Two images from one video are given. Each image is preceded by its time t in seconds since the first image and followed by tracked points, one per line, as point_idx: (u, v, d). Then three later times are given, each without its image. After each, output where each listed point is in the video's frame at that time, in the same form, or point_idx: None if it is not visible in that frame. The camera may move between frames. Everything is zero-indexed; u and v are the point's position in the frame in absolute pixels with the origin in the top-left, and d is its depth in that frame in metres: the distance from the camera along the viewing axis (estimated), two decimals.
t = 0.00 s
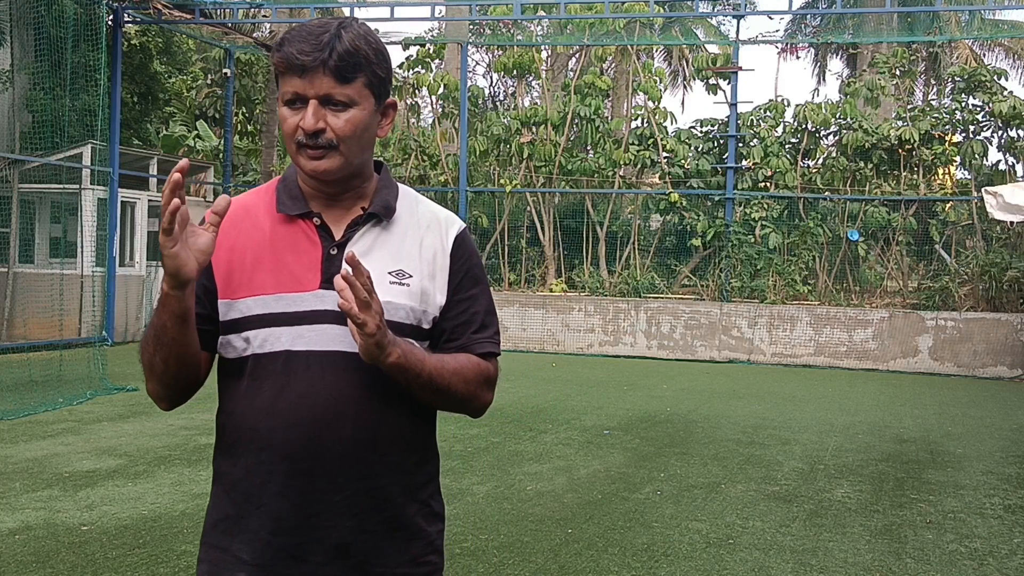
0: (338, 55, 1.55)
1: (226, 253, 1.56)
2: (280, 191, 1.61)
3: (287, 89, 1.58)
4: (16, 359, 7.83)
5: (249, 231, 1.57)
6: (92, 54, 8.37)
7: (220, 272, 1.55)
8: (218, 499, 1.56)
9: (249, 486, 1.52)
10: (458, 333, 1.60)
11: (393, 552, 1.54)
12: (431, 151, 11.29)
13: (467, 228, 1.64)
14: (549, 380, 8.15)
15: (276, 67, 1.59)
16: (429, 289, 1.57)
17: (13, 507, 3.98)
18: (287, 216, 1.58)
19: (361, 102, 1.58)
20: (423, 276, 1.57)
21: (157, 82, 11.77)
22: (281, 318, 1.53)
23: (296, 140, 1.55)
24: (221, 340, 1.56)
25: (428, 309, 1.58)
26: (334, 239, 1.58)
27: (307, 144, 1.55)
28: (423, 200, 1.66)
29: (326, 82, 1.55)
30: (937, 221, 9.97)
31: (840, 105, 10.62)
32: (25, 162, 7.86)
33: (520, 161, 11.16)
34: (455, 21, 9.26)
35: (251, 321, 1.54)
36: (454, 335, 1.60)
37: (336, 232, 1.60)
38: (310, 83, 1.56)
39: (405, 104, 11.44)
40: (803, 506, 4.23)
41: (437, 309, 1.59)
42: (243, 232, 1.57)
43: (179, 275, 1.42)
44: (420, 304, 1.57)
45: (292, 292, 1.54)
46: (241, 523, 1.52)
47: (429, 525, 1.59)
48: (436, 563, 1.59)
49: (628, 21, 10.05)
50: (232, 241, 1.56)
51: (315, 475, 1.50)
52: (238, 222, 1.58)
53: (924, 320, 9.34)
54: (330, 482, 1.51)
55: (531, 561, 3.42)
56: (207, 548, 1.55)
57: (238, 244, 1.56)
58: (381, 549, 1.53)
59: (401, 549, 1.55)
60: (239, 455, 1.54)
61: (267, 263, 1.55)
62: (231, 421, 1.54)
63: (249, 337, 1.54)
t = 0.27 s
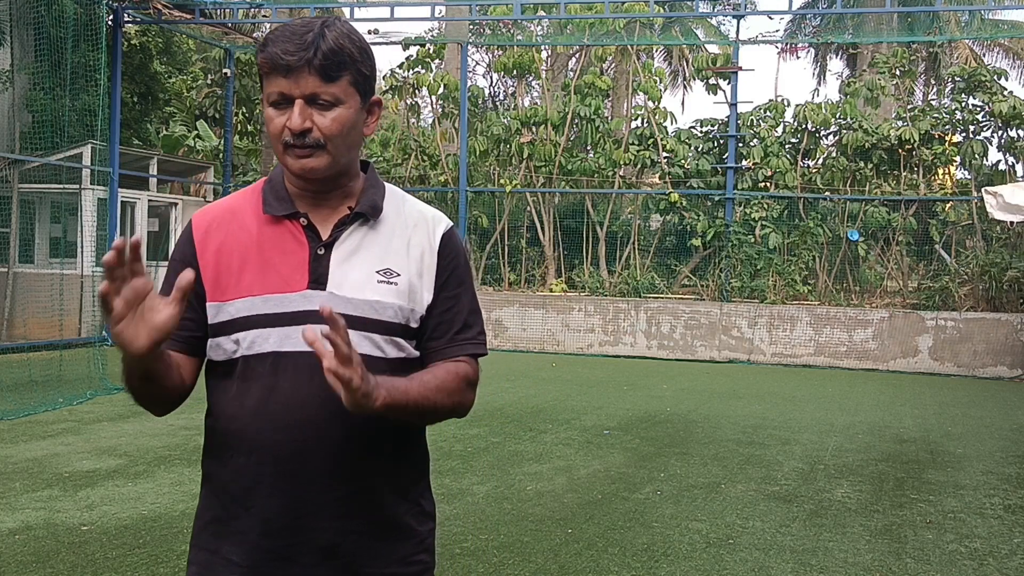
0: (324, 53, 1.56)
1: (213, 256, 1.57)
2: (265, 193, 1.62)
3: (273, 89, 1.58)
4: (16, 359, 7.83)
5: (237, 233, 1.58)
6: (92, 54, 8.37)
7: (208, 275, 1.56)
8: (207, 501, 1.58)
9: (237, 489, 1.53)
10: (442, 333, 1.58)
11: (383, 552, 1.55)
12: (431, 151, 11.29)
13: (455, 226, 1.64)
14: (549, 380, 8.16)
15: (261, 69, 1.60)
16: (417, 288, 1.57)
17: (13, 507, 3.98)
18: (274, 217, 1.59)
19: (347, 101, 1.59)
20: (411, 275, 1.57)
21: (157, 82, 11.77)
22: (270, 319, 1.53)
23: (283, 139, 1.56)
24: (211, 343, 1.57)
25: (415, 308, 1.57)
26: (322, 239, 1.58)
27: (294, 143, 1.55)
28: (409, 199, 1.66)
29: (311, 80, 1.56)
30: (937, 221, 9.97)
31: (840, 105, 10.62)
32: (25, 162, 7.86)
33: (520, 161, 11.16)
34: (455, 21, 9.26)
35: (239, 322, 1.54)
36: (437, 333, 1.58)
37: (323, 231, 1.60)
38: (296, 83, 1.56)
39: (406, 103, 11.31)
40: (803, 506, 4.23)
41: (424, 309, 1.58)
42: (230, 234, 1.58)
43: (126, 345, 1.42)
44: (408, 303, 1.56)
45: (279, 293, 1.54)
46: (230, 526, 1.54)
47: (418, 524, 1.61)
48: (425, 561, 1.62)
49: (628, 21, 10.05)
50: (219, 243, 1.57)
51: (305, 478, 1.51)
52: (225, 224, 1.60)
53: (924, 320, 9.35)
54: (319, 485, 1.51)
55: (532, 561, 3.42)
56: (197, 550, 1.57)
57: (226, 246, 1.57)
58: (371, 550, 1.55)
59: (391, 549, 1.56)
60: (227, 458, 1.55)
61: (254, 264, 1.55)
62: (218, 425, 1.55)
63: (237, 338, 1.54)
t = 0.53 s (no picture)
0: (328, 38, 1.62)
1: (200, 257, 1.58)
2: (253, 194, 1.63)
3: (275, 73, 1.62)
4: (16, 359, 7.84)
5: (224, 234, 1.59)
6: (92, 54, 8.37)
7: (196, 276, 1.57)
8: (195, 502, 1.58)
9: (225, 490, 1.54)
10: (429, 334, 1.60)
11: (372, 553, 1.56)
12: (431, 151, 11.29)
13: (442, 227, 1.66)
14: (549, 380, 8.16)
15: (262, 55, 1.64)
16: (403, 289, 1.58)
17: (12, 507, 3.98)
18: (262, 217, 1.60)
19: (346, 87, 1.64)
20: (399, 275, 1.58)
21: (157, 82, 11.78)
22: (257, 318, 1.54)
23: (286, 119, 1.58)
24: (199, 344, 1.58)
25: (403, 309, 1.58)
26: (309, 239, 1.59)
27: (297, 122, 1.58)
28: (397, 200, 1.67)
29: (315, 63, 1.61)
30: (937, 221, 9.97)
31: (840, 105, 10.62)
32: (26, 161, 7.88)
33: (520, 161, 11.16)
34: (455, 21, 9.27)
35: (226, 323, 1.56)
36: (424, 335, 1.60)
37: (311, 230, 1.61)
38: (300, 66, 1.61)
39: (406, 103, 11.42)
40: (803, 506, 4.24)
41: (411, 310, 1.60)
42: (217, 236, 1.59)
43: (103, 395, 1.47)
44: (395, 304, 1.57)
45: (266, 293, 1.55)
46: (218, 526, 1.54)
47: (408, 526, 1.61)
48: (415, 563, 1.61)
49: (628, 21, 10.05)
50: (206, 244, 1.59)
51: (291, 477, 1.52)
52: (213, 225, 1.61)
53: (924, 320, 9.35)
54: (306, 484, 1.52)
55: (531, 561, 3.42)
56: (185, 552, 1.58)
57: (212, 248, 1.58)
58: (359, 551, 1.55)
59: (380, 551, 1.56)
60: (215, 460, 1.55)
61: (241, 265, 1.57)
62: (205, 427, 1.56)
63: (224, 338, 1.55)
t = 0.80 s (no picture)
0: (338, 37, 1.65)
1: (193, 257, 1.58)
2: (247, 193, 1.63)
3: (282, 66, 1.63)
4: (16, 359, 7.84)
5: (216, 234, 1.59)
6: (92, 54, 8.37)
7: (189, 276, 1.57)
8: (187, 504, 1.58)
9: (217, 490, 1.54)
10: (423, 335, 1.60)
11: (366, 553, 1.56)
12: (431, 151, 11.29)
13: (435, 228, 1.67)
14: (549, 380, 8.15)
15: (269, 48, 1.65)
16: (397, 289, 1.59)
17: (12, 507, 3.98)
18: (255, 216, 1.60)
19: (350, 87, 1.66)
20: (392, 275, 1.58)
21: (157, 82, 11.78)
22: (249, 318, 1.54)
23: (294, 112, 1.60)
24: (192, 344, 1.59)
25: (396, 309, 1.59)
26: (302, 238, 1.59)
27: (305, 115, 1.59)
28: (389, 200, 1.67)
29: (324, 59, 1.63)
30: (937, 221, 9.98)
31: (840, 105, 10.61)
32: (26, 161, 7.89)
33: (520, 161, 11.15)
34: (455, 21, 9.27)
35: (219, 322, 1.55)
36: (418, 335, 1.60)
37: (304, 231, 1.61)
38: (308, 60, 1.63)
39: (406, 103, 11.42)
40: (803, 506, 4.24)
41: (404, 310, 1.60)
42: (210, 235, 1.59)
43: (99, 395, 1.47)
44: (388, 304, 1.57)
45: (259, 292, 1.55)
46: (211, 527, 1.54)
47: (402, 526, 1.61)
48: (409, 563, 1.62)
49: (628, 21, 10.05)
50: (198, 244, 1.58)
51: (285, 477, 1.52)
52: (205, 225, 1.60)
53: (924, 320, 9.35)
54: (300, 484, 1.52)
55: (531, 560, 3.42)
56: (178, 553, 1.57)
57: (205, 247, 1.58)
58: (354, 551, 1.55)
59: (374, 551, 1.56)
60: (208, 460, 1.55)
61: (234, 265, 1.56)
62: (198, 428, 1.56)
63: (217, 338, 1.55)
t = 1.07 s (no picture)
0: (338, 40, 1.65)
1: (190, 256, 1.58)
2: (242, 192, 1.64)
3: (282, 67, 1.63)
4: (16, 359, 7.84)
5: (213, 234, 1.59)
6: (92, 54, 8.37)
7: (186, 277, 1.57)
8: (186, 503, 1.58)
9: (216, 491, 1.54)
10: (420, 336, 1.60)
11: (365, 553, 1.56)
12: (431, 151, 11.29)
13: (430, 229, 1.67)
14: (548, 380, 8.15)
15: (269, 48, 1.65)
16: (393, 289, 1.59)
17: (12, 507, 3.98)
18: (251, 217, 1.60)
19: (348, 89, 1.67)
20: (388, 276, 1.58)
21: (157, 82, 11.79)
22: (247, 319, 1.54)
23: (295, 114, 1.60)
24: (189, 344, 1.58)
25: (392, 309, 1.59)
26: (299, 239, 1.59)
27: (306, 118, 1.60)
28: (384, 200, 1.68)
29: (325, 62, 1.64)
30: (936, 221, 9.98)
31: (840, 105, 10.61)
32: (26, 161, 7.89)
33: (520, 161, 11.15)
34: (455, 21, 9.27)
35: (216, 322, 1.55)
36: (415, 336, 1.60)
37: (301, 230, 1.61)
38: (309, 61, 1.63)
39: (406, 103, 11.42)
40: (802, 506, 4.24)
41: (401, 310, 1.60)
42: (206, 236, 1.59)
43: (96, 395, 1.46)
44: (385, 304, 1.58)
45: (256, 293, 1.55)
46: (210, 528, 1.54)
47: (400, 526, 1.62)
48: (408, 563, 1.62)
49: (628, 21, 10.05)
50: (195, 244, 1.58)
51: (283, 478, 1.52)
52: (202, 225, 1.61)
53: (924, 320, 9.35)
54: (298, 485, 1.52)
55: (532, 561, 3.42)
56: (175, 555, 1.57)
57: (201, 247, 1.58)
58: (353, 552, 1.55)
59: (372, 551, 1.57)
60: (206, 461, 1.55)
61: (231, 265, 1.56)
62: (196, 429, 1.56)
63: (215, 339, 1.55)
